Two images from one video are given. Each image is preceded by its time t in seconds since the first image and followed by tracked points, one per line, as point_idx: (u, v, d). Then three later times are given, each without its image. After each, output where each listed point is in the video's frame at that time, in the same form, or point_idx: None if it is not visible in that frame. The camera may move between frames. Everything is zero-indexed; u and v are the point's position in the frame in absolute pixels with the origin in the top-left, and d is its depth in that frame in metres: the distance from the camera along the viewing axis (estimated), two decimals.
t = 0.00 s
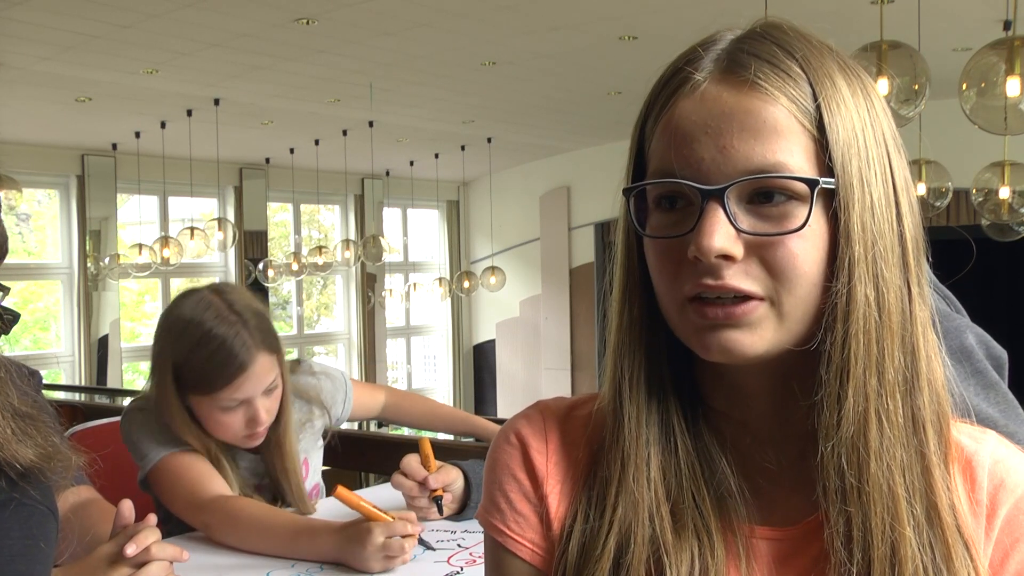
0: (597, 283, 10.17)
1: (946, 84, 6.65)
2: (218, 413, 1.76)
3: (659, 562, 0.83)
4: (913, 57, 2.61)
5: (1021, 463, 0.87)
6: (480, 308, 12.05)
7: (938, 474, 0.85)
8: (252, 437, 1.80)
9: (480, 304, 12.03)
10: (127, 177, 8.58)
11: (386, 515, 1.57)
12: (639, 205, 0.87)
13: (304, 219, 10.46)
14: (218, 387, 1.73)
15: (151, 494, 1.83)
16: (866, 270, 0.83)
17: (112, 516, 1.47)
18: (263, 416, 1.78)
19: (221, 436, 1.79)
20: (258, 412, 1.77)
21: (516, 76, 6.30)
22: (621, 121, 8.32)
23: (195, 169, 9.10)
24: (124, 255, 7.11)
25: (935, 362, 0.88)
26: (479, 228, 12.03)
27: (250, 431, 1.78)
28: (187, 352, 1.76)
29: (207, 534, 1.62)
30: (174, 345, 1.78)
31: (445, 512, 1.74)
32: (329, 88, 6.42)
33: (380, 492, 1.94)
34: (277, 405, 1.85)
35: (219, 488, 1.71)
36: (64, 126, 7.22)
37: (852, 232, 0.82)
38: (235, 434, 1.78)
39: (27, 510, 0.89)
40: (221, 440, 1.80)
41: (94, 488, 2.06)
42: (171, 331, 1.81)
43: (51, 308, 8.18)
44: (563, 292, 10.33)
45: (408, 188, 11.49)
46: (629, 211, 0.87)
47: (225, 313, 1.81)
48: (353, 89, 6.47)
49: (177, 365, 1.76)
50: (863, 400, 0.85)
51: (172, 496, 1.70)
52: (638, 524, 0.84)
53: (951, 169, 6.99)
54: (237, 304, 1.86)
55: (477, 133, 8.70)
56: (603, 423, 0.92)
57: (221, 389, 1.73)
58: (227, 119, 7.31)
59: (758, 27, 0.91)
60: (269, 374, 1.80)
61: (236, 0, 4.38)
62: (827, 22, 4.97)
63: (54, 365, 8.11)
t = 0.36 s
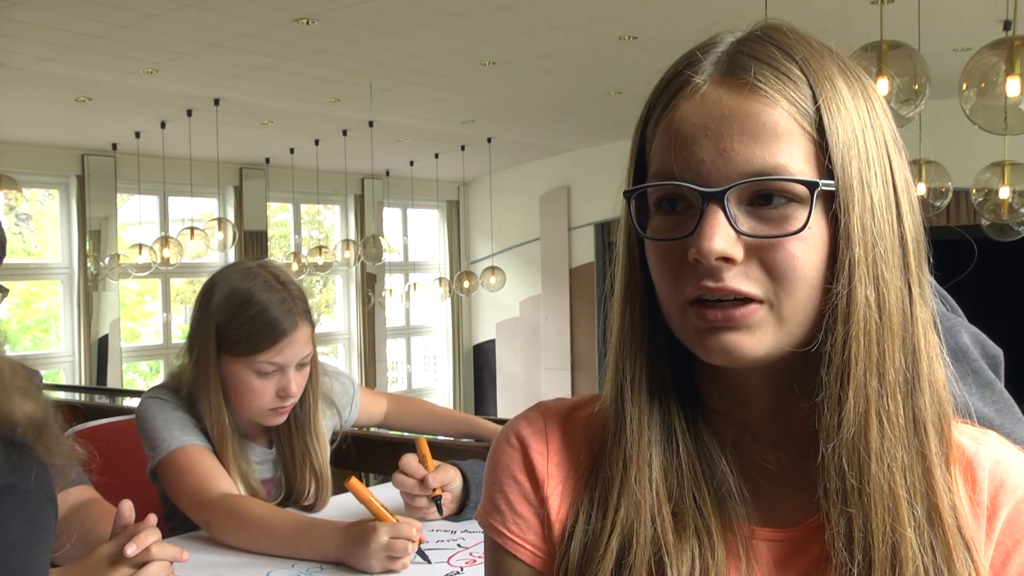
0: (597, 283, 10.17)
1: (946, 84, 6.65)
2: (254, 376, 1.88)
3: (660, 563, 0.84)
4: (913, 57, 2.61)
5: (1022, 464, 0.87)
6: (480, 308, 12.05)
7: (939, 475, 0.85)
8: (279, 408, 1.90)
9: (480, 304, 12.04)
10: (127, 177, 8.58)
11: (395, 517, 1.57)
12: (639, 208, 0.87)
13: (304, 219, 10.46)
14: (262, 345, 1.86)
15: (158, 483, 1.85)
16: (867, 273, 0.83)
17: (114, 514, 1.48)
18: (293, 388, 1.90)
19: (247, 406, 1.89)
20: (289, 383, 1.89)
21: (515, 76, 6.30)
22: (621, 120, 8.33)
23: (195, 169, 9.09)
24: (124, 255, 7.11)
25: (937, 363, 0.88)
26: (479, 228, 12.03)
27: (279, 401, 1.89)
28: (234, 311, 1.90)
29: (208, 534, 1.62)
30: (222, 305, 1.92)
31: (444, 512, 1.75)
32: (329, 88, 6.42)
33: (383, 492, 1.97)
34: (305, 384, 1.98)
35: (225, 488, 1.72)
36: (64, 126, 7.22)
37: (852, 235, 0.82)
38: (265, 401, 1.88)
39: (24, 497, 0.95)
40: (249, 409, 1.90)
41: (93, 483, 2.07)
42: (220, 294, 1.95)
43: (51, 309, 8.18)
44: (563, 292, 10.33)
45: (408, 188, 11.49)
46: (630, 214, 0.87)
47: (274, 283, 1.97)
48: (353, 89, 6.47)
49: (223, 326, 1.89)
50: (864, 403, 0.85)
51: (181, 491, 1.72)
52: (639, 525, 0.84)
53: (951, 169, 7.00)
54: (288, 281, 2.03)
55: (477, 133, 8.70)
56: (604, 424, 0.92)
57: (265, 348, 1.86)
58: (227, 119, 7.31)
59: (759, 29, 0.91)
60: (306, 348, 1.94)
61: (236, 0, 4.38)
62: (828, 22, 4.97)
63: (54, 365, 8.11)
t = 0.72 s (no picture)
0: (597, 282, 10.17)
1: (946, 84, 6.65)
2: (269, 379, 1.90)
3: (662, 566, 0.84)
4: (913, 57, 2.61)
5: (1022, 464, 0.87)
6: (480, 308, 12.05)
7: (939, 476, 0.85)
8: (288, 412, 1.92)
9: (480, 304, 12.04)
10: (127, 177, 8.58)
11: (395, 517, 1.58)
12: (638, 211, 0.87)
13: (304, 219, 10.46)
14: (280, 347, 1.88)
15: (162, 482, 1.85)
16: (867, 275, 0.83)
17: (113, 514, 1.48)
18: (305, 393, 1.91)
19: (258, 407, 1.91)
20: (302, 387, 1.91)
21: (516, 76, 6.30)
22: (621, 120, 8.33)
23: (195, 169, 9.09)
24: (124, 255, 7.12)
25: (936, 365, 0.88)
26: (479, 228, 12.04)
27: (291, 405, 1.91)
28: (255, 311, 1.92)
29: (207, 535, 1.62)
30: (243, 305, 1.94)
31: (445, 512, 1.75)
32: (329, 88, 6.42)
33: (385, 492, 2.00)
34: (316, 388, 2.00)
35: (227, 488, 1.72)
36: (64, 126, 7.22)
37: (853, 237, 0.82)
38: (276, 403, 1.90)
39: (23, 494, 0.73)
40: (258, 410, 1.91)
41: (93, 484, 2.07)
42: (242, 294, 1.97)
43: (52, 309, 8.19)
44: (563, 292, 10.33)
45: (408, 188, 11.49)
46: (629, 217, 0.87)
47: (296, 288, 2.00)
48: (353, 89, 6.47)
49: (241, 325, 1.91)
50: (864, 405, 0.85)
51: (183, 491, 1.72)
52: (641, 527, 0.84)
53: (951, 169, 7.00)
54: (308, 287, 2.05)
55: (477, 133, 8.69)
56: (604, 426, 0.92)
57: (282, 352, 1.88)
58: (227, 119, 7.31)
59: (757, 30, 0.91)
60: (321, 355, 1.96)
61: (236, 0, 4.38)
62: (828, 22, 4.97)
63: (54, 365, 8.11)
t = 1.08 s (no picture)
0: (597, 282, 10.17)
1: (946, 84, 6.65)
2: (270, 380, 1.90)
3: (661, 565, 0.84)
4: (913, 57, 2.61)
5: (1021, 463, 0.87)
6: (480, 308, 12.05)
7: (938, 477, 0.85)
8: (289, 412, 1.92)
9: (480, 304, 12.04)
10: (127, 177, 8.58)
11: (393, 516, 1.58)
12: (642, 205, 0.87)
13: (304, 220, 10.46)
14: (281, 348, 1.87)
15: (163, 481, 1.85)
16: (869, 274, 0.83)
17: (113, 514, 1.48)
18: (306, 394, 1.91)
19: (259, 407, 1.91)
20: (303, 388, 1.90)
21: (515, 77, 6.30)
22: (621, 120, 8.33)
23: (195, 169, 9.09)
24: (124, 255, 7.12)
25: (936, 365, 0.88)
26: (479, 228, 12.04)
27: (291, 406, 1.91)
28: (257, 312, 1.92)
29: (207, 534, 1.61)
30: (246, 305, 1.94)
31: (445, 512, 1.75)
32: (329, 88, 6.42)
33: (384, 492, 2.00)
34: (316, 389, 1.99)
35: (229, 487, 1.72)
36: (64, 126, 7.22)
37: (856, 234, 0.82)
38: (276, 404, 1.90)
39: None
40: (259, 410, 1.91)
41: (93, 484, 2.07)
42: (245, 293, 1.97)
43: (52, 310, 8.19)
44: (563, 292, 10.33)
45: (408, 188, 11.49)
46: (632, 212, 0.87)
47: (299, 290, 2.00)
48: (353, 89, 6.47)
49: (244, 325, 1.91)
50: (866, 405, 0.85)
51: (184, 488, 1.73)
52: (641, 526, 0.84)
53: (951, 169, 6.99)
54: (312, 289, 2.05)
55: (477, 133, 8.69)
56: (604, 425, 0.92)
57: (283, 353, 1.88)
58: (227, 119, 7.31)
59: (762, 29, 0.91)
60: (322, 357, 1.96)
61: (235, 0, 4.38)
62: (828, 22, 4.97)
63: (54, 365, 8.11)
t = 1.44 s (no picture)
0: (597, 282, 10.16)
1: (946, 84, 6.65)
2: (269, 381, 1.90)
3: (662, 565, 0.84)
4: (913, 57, 2.61)
5: (1020, 461, 0.87)
6: (480, 308, 12.05)
7: (937, 474, 0.85)
8: (288, 413, 1.92)
9: (480, 304, 12.04)
10: (127, 177, 8.58)
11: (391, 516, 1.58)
12: (638, 210, 0.87)
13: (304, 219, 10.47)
14: (280, 348, 1.87)
15: (163, 481, 1.85)
16: (867, 274, 0.83)
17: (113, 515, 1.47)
18: (305, 395, 1.91)
19: (258, 408, 1.91)
20: (302, 389, 1.90)
21: (515, 77, 6.30)
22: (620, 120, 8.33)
23: (195, 169, 9.09)
24: (124, 255, 7.12)
25: (934, 363, 0.88)
26: (479, 228, 12.04)
27: (290, 407, 1.91)
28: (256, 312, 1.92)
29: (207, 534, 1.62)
30: (245, 305, 1.94)
31: (446, 512, 1.75)
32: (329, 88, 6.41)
33: (384, 492, 2.00)
34: (315, 390, 1.99)
35: (229, 487, 1.72)
36: (65, 126, 7.22)
37: (852, 235, 0.82)
38: (276, 404, 1.90)
39: None
40: (258, 411, 1.91)
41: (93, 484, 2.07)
42: (245, 292, 1.97)
43: (52, 310, 8.21)
44: (563, 292, 10.33)
45: (408, 188, 11.50)
46: (628, 216, 0.87)
47: (299, 291, 2.00)
48: (353, 89, 6.47)
49: (243, 325, 1.91)
50: (864, 403, 0.85)
51: (184, 488, 1.73)
52: (641, 527, 0.84)
53: (951, 169, 6.99)
54: (312, 290, 2.05)
55: (478, 133, 8.69)
56: (602, 426, 0.92)
57: (282, 354, 1.88)
58: (227, 119, 7.31)
59: (756, 29, 0.91)
60: (322, 358, 1.96)
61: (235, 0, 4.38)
62: (828, 22, 4.96)
63: (54, 365, 8.12)
